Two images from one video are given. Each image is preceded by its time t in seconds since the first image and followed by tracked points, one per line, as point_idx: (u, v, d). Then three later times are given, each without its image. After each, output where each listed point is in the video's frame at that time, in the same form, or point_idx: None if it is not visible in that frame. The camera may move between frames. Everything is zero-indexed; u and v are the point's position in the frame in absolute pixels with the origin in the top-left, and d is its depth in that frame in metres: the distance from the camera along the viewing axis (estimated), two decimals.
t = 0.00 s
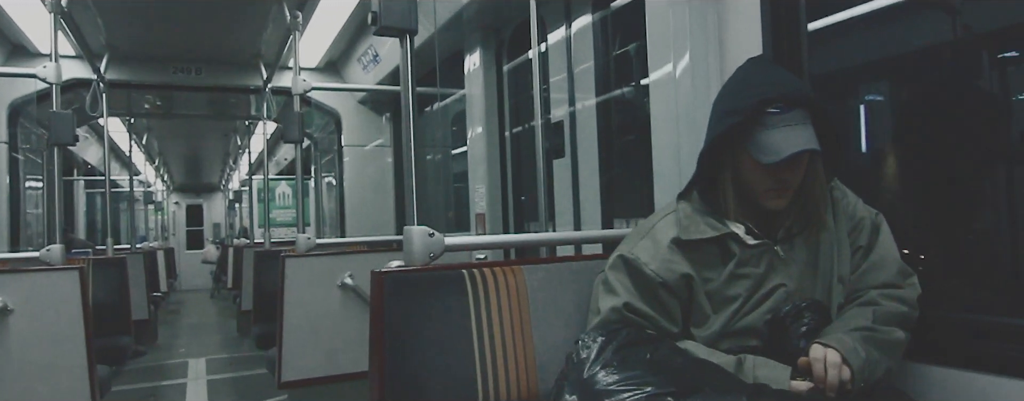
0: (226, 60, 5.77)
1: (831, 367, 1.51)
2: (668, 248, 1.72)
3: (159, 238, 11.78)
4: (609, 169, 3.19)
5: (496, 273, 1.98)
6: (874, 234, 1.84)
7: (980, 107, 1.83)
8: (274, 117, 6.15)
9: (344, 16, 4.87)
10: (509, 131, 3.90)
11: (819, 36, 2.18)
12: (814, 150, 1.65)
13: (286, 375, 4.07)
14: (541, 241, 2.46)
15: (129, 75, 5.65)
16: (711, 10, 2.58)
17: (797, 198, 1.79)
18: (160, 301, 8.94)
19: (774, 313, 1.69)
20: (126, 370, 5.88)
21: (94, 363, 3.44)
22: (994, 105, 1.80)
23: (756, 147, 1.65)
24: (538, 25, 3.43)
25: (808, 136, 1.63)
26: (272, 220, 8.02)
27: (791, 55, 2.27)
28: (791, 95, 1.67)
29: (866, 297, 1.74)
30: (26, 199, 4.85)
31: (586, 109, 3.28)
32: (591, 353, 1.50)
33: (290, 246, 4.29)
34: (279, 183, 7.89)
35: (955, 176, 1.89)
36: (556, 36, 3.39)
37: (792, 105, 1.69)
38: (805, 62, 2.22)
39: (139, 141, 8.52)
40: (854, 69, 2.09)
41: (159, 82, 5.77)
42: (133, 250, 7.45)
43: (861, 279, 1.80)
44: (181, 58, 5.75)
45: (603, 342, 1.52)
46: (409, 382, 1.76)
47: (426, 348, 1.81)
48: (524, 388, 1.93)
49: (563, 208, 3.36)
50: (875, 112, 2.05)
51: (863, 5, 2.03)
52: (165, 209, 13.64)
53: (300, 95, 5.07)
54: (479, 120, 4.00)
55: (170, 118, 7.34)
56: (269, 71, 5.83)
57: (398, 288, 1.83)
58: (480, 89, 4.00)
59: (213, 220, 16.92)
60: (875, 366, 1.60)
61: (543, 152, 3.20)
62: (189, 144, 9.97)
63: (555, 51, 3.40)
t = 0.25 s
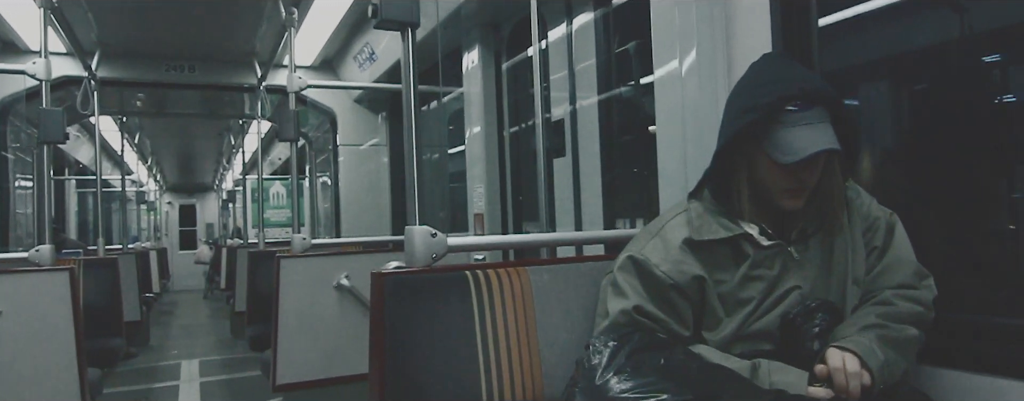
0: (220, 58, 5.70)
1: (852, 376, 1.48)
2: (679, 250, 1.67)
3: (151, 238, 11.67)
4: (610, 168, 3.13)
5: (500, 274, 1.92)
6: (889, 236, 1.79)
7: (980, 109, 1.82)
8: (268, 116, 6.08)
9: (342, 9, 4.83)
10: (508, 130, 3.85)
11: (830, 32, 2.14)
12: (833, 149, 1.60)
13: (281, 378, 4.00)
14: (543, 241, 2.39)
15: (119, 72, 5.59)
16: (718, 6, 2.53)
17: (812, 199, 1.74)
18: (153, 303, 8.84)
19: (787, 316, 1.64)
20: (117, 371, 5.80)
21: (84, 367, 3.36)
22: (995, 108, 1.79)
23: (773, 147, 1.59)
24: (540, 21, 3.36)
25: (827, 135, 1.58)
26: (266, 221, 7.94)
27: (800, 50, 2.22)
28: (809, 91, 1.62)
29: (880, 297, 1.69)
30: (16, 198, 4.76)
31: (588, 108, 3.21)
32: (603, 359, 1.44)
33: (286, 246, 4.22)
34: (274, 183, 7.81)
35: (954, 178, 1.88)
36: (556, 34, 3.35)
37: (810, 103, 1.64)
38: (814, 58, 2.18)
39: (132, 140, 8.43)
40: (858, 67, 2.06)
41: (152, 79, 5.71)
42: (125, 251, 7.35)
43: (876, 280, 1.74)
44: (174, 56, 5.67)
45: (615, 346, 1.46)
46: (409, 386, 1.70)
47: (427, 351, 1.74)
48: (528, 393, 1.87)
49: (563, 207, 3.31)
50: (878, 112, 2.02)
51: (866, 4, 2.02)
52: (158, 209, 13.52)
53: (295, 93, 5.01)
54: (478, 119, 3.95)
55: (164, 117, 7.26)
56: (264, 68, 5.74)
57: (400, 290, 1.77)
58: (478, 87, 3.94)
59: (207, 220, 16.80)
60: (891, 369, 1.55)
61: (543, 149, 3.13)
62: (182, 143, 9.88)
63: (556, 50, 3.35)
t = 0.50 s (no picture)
0: (212, 57, 5.63)
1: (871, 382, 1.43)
2: (690, 252, 1.61)
3: (143, 240, 11.56)
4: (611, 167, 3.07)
5: (506, 277, 1.87)
6: (904, 237, 1.74)
7: (984, 109, 1.82)
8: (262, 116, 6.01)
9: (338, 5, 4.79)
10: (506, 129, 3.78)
11: (840, 26, 2.10)
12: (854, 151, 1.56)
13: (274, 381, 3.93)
14: (551, 242, 2.31)
15: (111, 71, 5.49)
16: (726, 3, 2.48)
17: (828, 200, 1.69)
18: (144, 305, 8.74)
19: (800, 319, 1.59)
20: (108, 374, 5.72)
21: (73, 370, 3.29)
22: (998, 107, 1.79)
23: (793, 148, 1.55)
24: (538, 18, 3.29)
25: (851, 137, 1.54)
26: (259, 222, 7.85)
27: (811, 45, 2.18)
28: (831, 89, 1.57)
29: (895, 297, 1.63)
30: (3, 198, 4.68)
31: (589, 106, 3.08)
32: (613, 367, 1.41)
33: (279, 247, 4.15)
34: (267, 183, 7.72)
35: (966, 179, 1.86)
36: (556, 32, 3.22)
37: (832, 102, 1.59)
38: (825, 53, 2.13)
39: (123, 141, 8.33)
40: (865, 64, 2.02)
41: (144, 78, 5.64)
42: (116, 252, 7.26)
43: (892, 282, 1.68)
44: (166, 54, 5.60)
45: (627, 352, 1.43)
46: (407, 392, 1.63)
47: (425, 356, 1.68)
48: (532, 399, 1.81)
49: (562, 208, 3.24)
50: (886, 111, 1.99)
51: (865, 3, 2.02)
52: (149, 210, 13.39)
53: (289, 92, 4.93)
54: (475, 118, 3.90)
55: (156, 117, 7.17)
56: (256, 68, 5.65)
57: (400, 294, 1.70)
58: (475, 87, 3.90)
59: (199, 221, 16.68)
60: (909, 373, 1.50)
61: (542, 147, 3.02)
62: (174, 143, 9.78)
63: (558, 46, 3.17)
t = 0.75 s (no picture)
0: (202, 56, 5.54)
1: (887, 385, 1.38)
2: (700, 254, 1.56)
3: (132, 242, 11.44)
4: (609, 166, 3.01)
5: (508, 280, 1.81)
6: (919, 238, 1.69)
7: (1002, 106, 1.74)
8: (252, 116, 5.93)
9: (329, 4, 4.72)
10: (502, 128, 3.72)
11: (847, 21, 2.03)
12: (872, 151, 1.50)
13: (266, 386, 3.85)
14: (554, 244, 2.20)
15: (98, 71, 5.39)
16: None
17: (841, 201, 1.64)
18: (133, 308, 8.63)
19: (813, 323, 1.54)
20: (95, 379, 5.62)
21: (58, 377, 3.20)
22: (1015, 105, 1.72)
23: (811, 149, 1.48)
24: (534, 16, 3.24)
25: (870, 138, 1.48)
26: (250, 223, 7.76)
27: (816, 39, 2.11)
28: (851, 89, 1.51)
29: (909, 300, 1.58)
30: None
31: (588, 104, 3.01)
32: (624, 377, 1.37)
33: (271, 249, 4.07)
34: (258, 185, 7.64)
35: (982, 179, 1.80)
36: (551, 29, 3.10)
37: (850, 101, 1.53)
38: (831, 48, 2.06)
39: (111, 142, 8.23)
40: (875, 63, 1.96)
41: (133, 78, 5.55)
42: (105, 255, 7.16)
43: (905, 284, 1.63)
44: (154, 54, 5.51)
45: (638, 360, 1.39)
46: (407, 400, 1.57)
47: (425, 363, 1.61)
48: None
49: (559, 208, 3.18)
50: (894, 111, 1.93)
51: None
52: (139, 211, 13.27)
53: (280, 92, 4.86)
54: (469, 118, 3.84)
55: (144, 117, 7.07)
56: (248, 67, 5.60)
57: (399, 299, 1.64)
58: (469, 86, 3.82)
59: (189, 223, 16.54)
60: (926, 379, 1.45)
61: (541, 146, 2.90)
62: (164, 144, 9.66)
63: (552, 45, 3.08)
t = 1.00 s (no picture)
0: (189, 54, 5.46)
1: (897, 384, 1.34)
2: (707, 257, 1.51)
3: (118, 242, 11.29)
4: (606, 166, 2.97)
5: (508, 283, 1.76)
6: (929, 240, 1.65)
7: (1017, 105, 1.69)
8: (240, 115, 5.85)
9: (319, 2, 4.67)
10: (496, 127, 3.67)
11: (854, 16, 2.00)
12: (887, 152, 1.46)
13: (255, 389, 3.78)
14: (552, 246, 2.12)
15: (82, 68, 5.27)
16: None
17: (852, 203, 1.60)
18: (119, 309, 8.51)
19: (823, 327, 1.50)
20: (80, 383, 5.52)
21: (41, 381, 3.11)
22: None
23: (824, 149, 1.44)
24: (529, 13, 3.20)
25: (885, 139, 1.44)
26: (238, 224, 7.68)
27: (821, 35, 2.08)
28: (866, 89, 1.47)
29: (920, 304, 1.54)
30: None
31: (583, 105, 2.91)
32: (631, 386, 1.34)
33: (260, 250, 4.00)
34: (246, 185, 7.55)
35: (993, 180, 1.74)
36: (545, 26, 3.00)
37: (864, 100, 1.49)
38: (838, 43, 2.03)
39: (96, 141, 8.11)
40: (880, 62, 1.92)
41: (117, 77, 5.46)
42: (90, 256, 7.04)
43: (915, 286, 1.59)
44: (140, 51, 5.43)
45: (646, 368, 1.35)
46: None
47: (425, 370, 1.56)
48: None
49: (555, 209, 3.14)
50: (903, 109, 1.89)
51: None
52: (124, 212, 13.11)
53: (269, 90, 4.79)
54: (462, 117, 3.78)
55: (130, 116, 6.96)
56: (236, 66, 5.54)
57: (395, 303, 1.58)
58: (461, 84, 3.77)
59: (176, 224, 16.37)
60: (939, 385, 1.41)
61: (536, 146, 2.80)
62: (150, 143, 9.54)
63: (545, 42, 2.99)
